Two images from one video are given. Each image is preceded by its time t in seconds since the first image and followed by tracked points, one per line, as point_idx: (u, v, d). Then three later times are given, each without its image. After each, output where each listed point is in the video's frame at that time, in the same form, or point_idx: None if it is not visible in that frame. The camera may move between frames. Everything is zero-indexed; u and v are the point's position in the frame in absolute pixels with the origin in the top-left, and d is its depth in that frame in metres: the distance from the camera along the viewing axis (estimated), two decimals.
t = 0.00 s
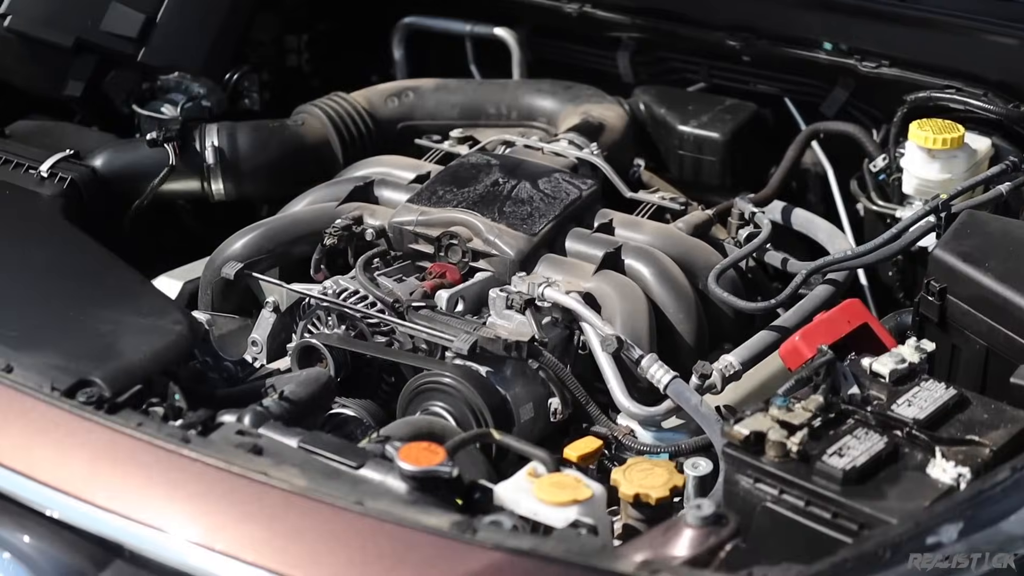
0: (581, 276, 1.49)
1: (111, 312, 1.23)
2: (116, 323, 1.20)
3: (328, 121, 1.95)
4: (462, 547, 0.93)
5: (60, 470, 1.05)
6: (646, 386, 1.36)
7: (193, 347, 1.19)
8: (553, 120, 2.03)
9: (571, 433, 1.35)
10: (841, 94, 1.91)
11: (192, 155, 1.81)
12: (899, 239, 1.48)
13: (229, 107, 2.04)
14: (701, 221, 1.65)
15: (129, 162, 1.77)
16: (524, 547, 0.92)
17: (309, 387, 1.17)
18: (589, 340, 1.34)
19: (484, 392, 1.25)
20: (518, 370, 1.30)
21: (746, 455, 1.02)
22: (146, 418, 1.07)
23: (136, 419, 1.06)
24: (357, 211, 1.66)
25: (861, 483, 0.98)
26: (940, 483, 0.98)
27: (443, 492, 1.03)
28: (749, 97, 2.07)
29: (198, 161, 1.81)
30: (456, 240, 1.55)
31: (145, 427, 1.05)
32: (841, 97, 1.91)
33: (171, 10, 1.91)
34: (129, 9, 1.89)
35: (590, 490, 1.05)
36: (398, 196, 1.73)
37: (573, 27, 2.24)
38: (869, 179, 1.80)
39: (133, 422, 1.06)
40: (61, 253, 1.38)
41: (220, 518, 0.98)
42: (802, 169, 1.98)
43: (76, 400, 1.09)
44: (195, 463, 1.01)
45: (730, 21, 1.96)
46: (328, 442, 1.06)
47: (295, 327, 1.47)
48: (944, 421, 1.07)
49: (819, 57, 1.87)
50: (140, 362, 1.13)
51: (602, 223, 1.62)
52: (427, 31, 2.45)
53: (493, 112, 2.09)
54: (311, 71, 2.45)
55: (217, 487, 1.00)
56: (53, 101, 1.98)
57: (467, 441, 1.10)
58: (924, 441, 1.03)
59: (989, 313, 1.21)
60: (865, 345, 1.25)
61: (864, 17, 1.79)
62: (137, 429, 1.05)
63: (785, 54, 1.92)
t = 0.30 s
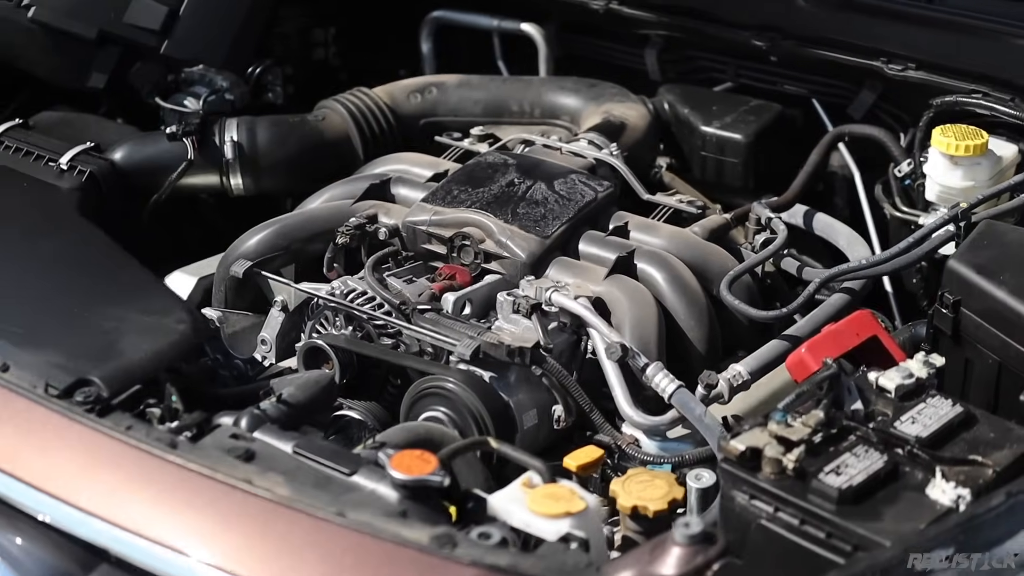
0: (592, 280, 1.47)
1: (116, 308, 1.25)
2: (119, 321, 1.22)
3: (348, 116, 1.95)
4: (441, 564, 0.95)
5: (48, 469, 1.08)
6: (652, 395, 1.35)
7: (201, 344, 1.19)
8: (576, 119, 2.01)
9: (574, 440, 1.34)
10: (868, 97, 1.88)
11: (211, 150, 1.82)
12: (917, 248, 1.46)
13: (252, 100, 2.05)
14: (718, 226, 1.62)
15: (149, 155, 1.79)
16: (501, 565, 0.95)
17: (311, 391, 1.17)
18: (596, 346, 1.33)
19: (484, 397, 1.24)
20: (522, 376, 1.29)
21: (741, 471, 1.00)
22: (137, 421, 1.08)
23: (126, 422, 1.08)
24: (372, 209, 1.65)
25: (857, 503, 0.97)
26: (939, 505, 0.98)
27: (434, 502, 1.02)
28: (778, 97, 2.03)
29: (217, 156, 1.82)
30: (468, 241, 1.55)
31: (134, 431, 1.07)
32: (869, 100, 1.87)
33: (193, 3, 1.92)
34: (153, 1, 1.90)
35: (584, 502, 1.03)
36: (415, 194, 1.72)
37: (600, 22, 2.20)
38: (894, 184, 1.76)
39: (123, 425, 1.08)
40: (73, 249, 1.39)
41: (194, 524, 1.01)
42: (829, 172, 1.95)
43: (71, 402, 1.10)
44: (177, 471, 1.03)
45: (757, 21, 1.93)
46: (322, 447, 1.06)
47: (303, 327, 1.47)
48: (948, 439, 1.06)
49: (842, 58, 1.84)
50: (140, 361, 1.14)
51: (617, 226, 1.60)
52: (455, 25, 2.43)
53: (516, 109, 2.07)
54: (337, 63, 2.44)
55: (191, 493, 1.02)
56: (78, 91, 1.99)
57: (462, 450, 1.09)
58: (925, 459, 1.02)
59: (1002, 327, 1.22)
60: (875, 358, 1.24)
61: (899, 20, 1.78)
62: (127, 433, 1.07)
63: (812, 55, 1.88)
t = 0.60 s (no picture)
0: (603, 291, 1.46)
1: (125, 311, 1.30)
2: (123, 323, 1.27)
3: (372, 121, 1.96)
4: None
5: (31, 470, 1.11)
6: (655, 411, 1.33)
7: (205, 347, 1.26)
8: (601, 126, 2.00)
9: (576, 452, 1.32)
10: (897, 109, 1.85)
11: (234, 153, 1.84)
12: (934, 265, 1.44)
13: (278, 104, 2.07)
14: (734, 238, 1.60)
15: (172, 157, 1.82)
16: None
17: (313, 397, 1.19)
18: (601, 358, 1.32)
19: (484, 408, 1.23)
20: (525, 387, 1.28)
21: (733, 489, 1.00)
22: (125, 426, 1.13)
23: (114, 425, 1.13)
24: (389, 215, 1.65)
25: (849, 526, 0.96)
26: (934, 529, 0.97)
27: (421, 512, 1.03)
28: (808, 108, 1.99)
29: (240, 158, 1.84)
30: (482, 248, 1.53)
31: (122, 435, 1.11)
32: (898, 112, 1.84)
33: (220, 7, 1.96)
34: (182, 4, 1.93)
35: (574, 517, 1.02)
36: (433, 200, 1.72)
37: (629, 30, 2.17)
38: (922, 199, 1.72)
39: (110, 429, 1.12)
40: (87, 252, 1.43)
41: (170, 523, 1.03)
42: (859, 185, 1.92)
43: (70, 403, 1.15)
44: (158, 473, 1.07)
45: (784, 31, 1.91)
46: (315, 455, 1.09)
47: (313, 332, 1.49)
48: (950, 462, 1.05)
49: (869, 70, 1.82)
50: (139, 363, 1.20)
51: (633, 236, 1.58)
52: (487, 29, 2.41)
53: (542, 116, 2.06)
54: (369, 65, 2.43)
55: (167, 496, 1.05)
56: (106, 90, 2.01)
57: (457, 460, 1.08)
58: (922, 482, 1.01)
59: (1012, 347, 1.22)
60: (882, 377, 1.23)
61: (925, 32, 1.76)
62: (115, 437, 1.11)
63: (837, 65, 1.86)
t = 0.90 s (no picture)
0: (593, 296, 1.46)
1: (114, 310, 1.32)
2: (111, 321, 1.30)
3: (374, 122, 1.96)
4: None
5: (8, 469, 1.15)
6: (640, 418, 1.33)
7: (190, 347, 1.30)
8: (603, 130, 1.99)
9: (558, 458, 1.33)
10: (902, 115, 1.83)
11: (235, 152, 1.85)
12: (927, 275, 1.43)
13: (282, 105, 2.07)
14: (728, 244, 1.59)
15: (174, 157, 1.84)
16: None
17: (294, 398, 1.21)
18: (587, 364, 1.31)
19: (465, 411, 1.23)
20: (509, 391, 1.28)
21: (704, 498, 1.00)
22: (98, 425, 1.16)
23: (87, 424, 1.16)
24: (385, 216, 1.66)
25: (821, 537, 0.96)
26: (906, 542, 0.96)
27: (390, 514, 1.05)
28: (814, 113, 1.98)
29: (241, 158, 1.85)
30: (475, 251, 1.54)
31: (94, 434, 1.15)
32: (904, 118, 1.82)
33: (225, 7, 1.96)
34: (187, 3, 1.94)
35: (546, 524, 1.02)
36: (429, 201, 1.72)
37: (635, 32, 2.16)
38: (923, 207, 1.69)
39: (84, 429, 1.16)
40: (80, 248, 1.45)
41: (136, 521, 1.06)
42: (864, 193, 1.90)
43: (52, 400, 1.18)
44: (126, 474, 1.10)
45: (789, 35, 1.89)
46: (291, 457, 1.10)
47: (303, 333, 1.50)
48: (928, 474, 1.04)
49: (874, 75, 1.80)
50: (122, 362, 1.23)
51: (627, 240, 1.57)
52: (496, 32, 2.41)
53: (546, 119, 2.05)
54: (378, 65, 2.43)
55: (133, 495, 1.08)
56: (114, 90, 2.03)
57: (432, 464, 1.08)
58: (897, 494, 1.01)
59: (999, 359, 1.22)
60: (868, 387, 1.22)
61: (932, 37, 1.76)
62: (86, 436, 1.15)
63: (843, 71, 1.83)
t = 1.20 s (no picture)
0: (570, 297, 1.46)
1: (91, 305, 1.34)
2: (86, 317, 1.31)
3: (364, 121, 1.96)
4: None
5: None
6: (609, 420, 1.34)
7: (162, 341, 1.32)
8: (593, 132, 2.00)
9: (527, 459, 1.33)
10: (892, 120, 1.82)
11: (225, 149, 1.87)
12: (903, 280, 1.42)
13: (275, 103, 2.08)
14: (708, 246, 1.59)
15: (165, 153, 1.86)
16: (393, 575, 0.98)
17: (257, 395, 1.22)
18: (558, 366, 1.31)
19: (433, 410, 1.24)
20: (479, 392, 1.29)
21: (661, 502, 1.00)
22: (60, 417, 1.18)
23: (48, 417, 1.18)
24: (369, 215, 1.66)
25: (774, 542, 0.95)
26: (860, 549, 0.96)
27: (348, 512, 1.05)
28: (805, 117, 1.97)
29: (230, 155, 1.86)
30: (455, 251, 1.54)
31: (56, 426, 1.17)
32: (893, 123, 1.81)
33: (219, 7, 1.99)
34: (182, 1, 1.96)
35: (502, 524, 1.03)
36: (414, 200, 1.73)
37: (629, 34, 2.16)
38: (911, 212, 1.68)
39: (45, 421, 1.18)
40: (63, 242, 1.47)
41: (93, 511, 1.08)
42: (855, 198, 1.89)
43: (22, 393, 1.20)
44: (84, 466, 1.12)
45: (779, 39, 1.88)
46: (253, 452, 1.12)
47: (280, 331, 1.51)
48: (888, 481, 1.03)
49: (863, 79, 1.80)
50: (93, 357, 1.25)
51: (608, 241, 1.57)
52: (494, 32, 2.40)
53: (537, 120, 2.05)
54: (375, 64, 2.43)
55: (90, 487, 1.10)
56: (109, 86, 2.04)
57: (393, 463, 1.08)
58: (853, 501, 1.01)
59: (969, 366, 1.21)
60: (836, 391, 1.22)
61: (912, 41, 1.74)
62: (45, 428, 1.17)
63: (833, 75, 1.83)
